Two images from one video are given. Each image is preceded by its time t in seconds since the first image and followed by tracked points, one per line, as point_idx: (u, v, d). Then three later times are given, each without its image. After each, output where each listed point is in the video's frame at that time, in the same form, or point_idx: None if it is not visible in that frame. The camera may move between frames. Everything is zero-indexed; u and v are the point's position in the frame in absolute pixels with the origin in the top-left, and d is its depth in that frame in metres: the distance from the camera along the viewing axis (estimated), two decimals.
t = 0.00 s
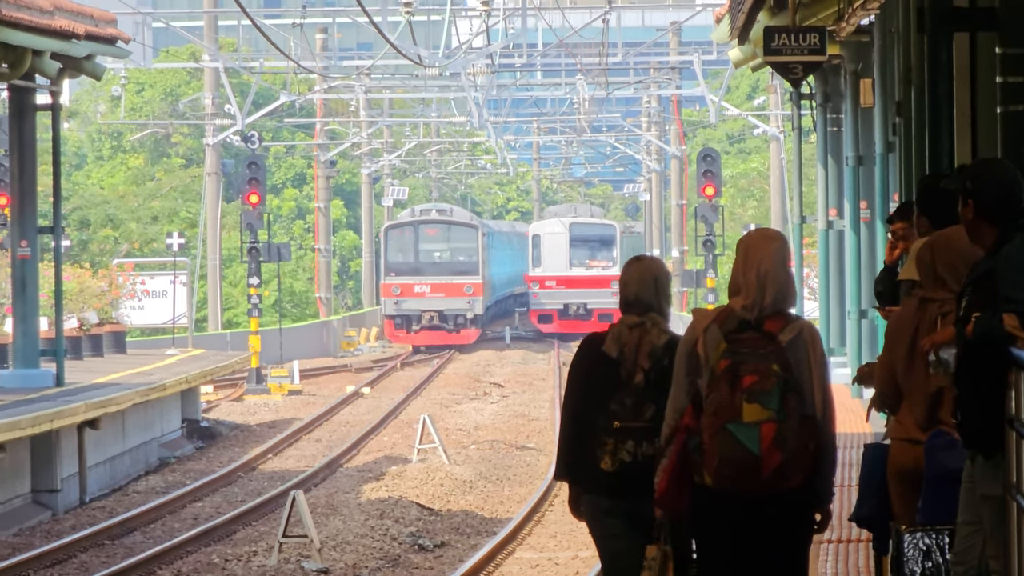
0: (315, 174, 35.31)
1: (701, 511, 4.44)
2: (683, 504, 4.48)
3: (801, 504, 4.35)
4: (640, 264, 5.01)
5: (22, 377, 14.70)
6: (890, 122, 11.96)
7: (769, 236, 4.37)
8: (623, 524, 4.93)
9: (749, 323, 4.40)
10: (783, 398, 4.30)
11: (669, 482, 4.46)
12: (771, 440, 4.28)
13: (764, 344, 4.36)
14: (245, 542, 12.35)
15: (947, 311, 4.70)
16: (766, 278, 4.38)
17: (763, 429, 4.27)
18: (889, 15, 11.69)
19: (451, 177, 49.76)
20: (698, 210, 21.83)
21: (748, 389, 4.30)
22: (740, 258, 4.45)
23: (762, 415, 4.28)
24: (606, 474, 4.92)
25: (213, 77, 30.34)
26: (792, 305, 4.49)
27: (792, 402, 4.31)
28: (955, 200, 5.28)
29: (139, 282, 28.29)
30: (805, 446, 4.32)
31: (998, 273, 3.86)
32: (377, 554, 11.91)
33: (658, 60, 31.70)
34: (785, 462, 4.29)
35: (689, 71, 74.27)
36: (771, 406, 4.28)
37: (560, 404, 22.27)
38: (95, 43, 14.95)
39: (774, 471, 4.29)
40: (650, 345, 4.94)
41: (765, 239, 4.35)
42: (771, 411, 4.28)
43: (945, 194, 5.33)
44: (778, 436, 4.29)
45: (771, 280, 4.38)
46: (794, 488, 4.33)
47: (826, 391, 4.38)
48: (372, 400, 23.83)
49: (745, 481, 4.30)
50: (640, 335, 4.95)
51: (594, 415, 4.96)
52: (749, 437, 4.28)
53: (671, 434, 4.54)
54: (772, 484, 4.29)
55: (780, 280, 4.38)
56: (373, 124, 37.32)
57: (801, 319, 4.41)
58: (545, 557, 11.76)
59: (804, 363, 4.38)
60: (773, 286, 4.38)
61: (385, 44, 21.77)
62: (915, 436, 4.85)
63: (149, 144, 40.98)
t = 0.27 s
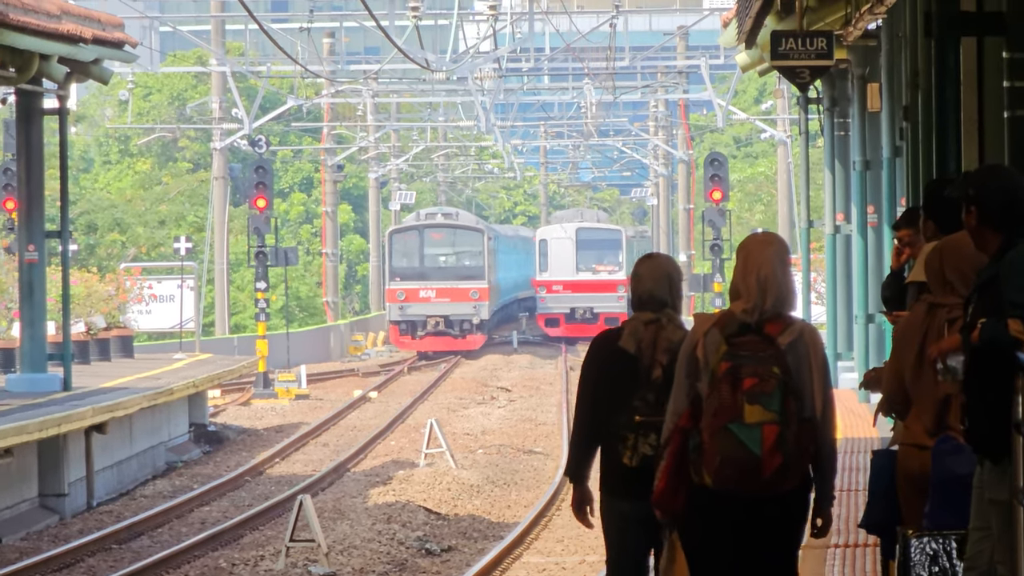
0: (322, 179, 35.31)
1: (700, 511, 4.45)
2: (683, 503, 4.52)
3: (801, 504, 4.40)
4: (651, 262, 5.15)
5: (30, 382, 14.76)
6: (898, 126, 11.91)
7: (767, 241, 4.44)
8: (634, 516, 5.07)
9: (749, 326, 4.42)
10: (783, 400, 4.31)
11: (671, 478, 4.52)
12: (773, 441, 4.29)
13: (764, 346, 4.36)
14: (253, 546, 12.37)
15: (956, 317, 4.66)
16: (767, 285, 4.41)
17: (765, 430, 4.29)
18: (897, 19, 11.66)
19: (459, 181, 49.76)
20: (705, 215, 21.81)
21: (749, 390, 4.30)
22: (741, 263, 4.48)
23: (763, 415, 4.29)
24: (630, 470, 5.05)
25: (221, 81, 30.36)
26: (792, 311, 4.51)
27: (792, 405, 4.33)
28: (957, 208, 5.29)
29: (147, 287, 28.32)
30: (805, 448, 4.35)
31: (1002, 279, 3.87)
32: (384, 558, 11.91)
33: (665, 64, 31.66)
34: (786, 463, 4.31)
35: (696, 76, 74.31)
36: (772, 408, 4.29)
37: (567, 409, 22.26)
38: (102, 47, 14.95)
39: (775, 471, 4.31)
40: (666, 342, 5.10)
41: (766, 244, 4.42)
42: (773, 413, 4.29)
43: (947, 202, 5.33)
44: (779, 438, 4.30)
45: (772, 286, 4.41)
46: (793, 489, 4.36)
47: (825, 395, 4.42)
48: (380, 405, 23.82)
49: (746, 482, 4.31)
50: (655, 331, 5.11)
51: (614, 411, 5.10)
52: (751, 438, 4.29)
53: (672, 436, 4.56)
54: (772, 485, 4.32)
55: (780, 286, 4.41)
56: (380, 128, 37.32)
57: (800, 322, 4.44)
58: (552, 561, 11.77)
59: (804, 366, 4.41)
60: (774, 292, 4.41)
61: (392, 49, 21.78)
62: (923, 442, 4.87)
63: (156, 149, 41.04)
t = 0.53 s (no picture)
0: (330, 181, 35.34)
1: (709, 514, 4.44)
2: (692, 508, 4.51)
3: (811, 506, 4.38)
4: (658, 271, 5.14)
5: (39, 383, 14.80)
6: (906, 129, 11.89)
7: (777, 249, 4.40)
8: (646, 520, 5.07)
9: (757, 332, 4.41)
10: (791, 404, 4.29)
11: (681, 481, 4.51)
12: (781, 444, 4.28)
13: (772, 351, 4.35)
14: (261, 549, 12.36)
15: (963, 319, 4.66)
16: (773, 293, 4.39)
17: (773, 433, 4.27)
18: (904, 22, 11.64)
19: (467, 184, 49.82)
20: (713, 217, 21.80)
21: (757, 395, 4.28)
22: (750, 272, 4.46)
23: (771, 419, 4.27)
24: (643, 476, 5.06)
25: (229, 84, 30.41)
26: (800, 317, 4.49)
27: (800, 408, 4.30)
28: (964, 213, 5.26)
29: (154, 289, 28.38)
30: (813, 450, 4.33)
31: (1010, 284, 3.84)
32: (392, 560, 11.91)
33: (673, 67, 31.66)
34: (793, 465, 4.29)
35: (703, 80, 74.37)
36: (780, 411, 4.27)
37: (574, 411, 22.24)
38: (110, 49, 14.97)
39: (783, 473, 4.29)
40: (675, 349, 5.08)
41: (775, 252, 4.37)
42: (780, 416, 4.27)
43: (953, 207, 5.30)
44: (787, 441, 4.28)
45: (779, 295, 4.38)
46: (802, 491, 4.33)
47: (832, 399, 4.41)
48: (388, 407, 23.83)
49: (756, 484, 4.30)
50: (664, 338, 5.09)
51: (625, 417, 5.09)
52: (759, 441, 4.28)
53: (682, 440, 4.55)
54: (781, 487, 4.29)
55: (787, 293, 4.39)
56: (389, 131, 37.37)
57: (808, 329, 4.41)
58: (560, 563, 11.76)
59: (812, 371, 4.39)
60: (781, 299, 4.39)
61: (401, 51, 21.81)
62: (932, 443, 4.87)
63: (164, 151, 41.14)
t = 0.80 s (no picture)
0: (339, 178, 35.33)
1: (728, 502, 4.47)
2: (711, 497, 4.51)
3: (828, 493, 4.39)
4: (655, 270, 5.15)
5: (47, 381, 14.82)
6: (915, 127, 11.85)
7: (796, 241, 4.42)
8: (636, 515, 5.09)
9: (773, 321, 4.44)
10: (806, 390, 4.32)
11: (701, 470, 4.50)
12: (796, 430, 4.30)
13: (789, 339, 4.38)
14: (269, 546, 12.37)
15: (970, 317, 4.64)
16: (788, 282, 4.41)
17: (788, 418, 4.29)
18: (913, 20, 11.59)
19: (476, 181, 49.81)
20: (722, 215, 21.78)
21: (773, 381, 4.32)
22: (766, 263, 4.50)
23: (787, 405, 4.30)
24: (638, 476, 5.08)
25: (238, 81, 30.42)
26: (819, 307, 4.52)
27: (814, 394, 4.34)
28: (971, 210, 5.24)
29: (164, 286, 28.40)
30: (828, 437, 4.35)
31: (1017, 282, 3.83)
32: (400, 558, 11.91)
33: (682, 65, 31.61)
34: (808, 452, 4.31)
35: (713, 77, 74.27)
36: (795, 397, 4.30)
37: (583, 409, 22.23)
38: (119, 46, 14.98)
39: (798, 460, 4.31)
40: (671, 348, 5.09)
41: (792, 243, 4.39)
42: (795, 402, 4.30)
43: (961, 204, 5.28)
44: (801, 427, 4.30)
45: (795, 285, 4.40)
46: (818, 477, 4.35)
47: (848, 388, 4.43)
48: (396, 404, 23.83)
49: (772, 471, 4.32)
50: (660, 336, 5.11)
51: (620, 415, 5.11)
52: (774, 426, 4.30)
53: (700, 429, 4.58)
54: (796, 473, 4.32)
55: (804, 282, 4.41)
56: (398, 129, 37.37)
57: (825, 319, 4.45)
58: (568, 561, 11.75)
59: (828, 359, 4.41)
60: (798, 287, 4.40)
61: (410, 49, 21.80)
62: (936, 442, 4.85)
63: (174, 148, 41.18)
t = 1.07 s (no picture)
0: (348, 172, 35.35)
1: (739, 495, 4.55)
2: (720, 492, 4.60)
3: (837, 486, 4.51)
4: (663, 262, 5.20)
5: (56, 375, 14.83)
6: (923, 122, 11.80)
7: (804, 238, 4.52)
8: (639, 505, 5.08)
9: (782, 317, 4.55)
10: (817, 385, 4.44)
11: (710, 466, 4.57)
12: (807, 424, 4.41)
13: (799, 334, 4.50)
14: (277, 541, 12.38)
15: (978, 313, 4.60)
16: (799, 278, 4.53)
17: (799, 414, 4.41)
18: (922, 15, 11.55)
19: (485, 176, 49.81)
20: (731, 210, 21.74)
21: (785, 377, 4.43)
22: (774, 260, 4.60)
23: (798, 400, 4.41)
24: (636, 465, 5.08)
25: (247, 76, 30.42)
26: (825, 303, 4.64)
27: (825, 390, 4.45)
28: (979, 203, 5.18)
29: (172, 281, 28.44)
30: (838, 431, 4.46)
31: None
32: (408, 552, 11.92)
33: (691, 59, 31.55)
34: (820, 446, 4.42)
35: (722, 71, 74.24)
36: (806, 392, 4.42)
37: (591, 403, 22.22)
38: (128, 41, 14.94)
39: (810, 454, 4.41)
40: (672, 340, 5.10)
41: (799, 240, 4.50)
42: (806, 397, 4.42)
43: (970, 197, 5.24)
44: (813, 422, 4.42)
45: (807, 280, 4.53)
46: (829, 471, 4.47)
47: (857, 383, 4.54)
48: (405, 399, 23.84)
49: (784, 465, 4.42)
50: (662, 328, 5.13)
51: (620, 405, 5.13)
52: (786, 422, 4.41)
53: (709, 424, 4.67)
54: (808, 467, 4.42)
55: (813, 279, 4.54)
56: (407, 123, 37.36)
57: (833, 316, 4.57)
58: (576, 556, 11.75)
59: (837, 354, 4.53)
60: (808, 283, 4.53)
61: (419, 44, 21.77)
62: (943, 436, 4.83)
63: (183, 143, 41.23)
